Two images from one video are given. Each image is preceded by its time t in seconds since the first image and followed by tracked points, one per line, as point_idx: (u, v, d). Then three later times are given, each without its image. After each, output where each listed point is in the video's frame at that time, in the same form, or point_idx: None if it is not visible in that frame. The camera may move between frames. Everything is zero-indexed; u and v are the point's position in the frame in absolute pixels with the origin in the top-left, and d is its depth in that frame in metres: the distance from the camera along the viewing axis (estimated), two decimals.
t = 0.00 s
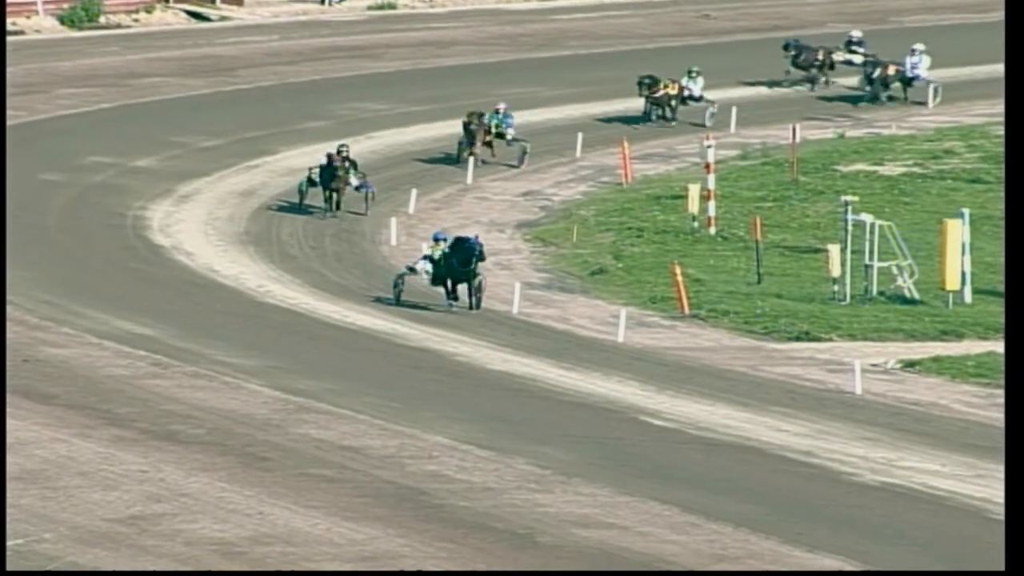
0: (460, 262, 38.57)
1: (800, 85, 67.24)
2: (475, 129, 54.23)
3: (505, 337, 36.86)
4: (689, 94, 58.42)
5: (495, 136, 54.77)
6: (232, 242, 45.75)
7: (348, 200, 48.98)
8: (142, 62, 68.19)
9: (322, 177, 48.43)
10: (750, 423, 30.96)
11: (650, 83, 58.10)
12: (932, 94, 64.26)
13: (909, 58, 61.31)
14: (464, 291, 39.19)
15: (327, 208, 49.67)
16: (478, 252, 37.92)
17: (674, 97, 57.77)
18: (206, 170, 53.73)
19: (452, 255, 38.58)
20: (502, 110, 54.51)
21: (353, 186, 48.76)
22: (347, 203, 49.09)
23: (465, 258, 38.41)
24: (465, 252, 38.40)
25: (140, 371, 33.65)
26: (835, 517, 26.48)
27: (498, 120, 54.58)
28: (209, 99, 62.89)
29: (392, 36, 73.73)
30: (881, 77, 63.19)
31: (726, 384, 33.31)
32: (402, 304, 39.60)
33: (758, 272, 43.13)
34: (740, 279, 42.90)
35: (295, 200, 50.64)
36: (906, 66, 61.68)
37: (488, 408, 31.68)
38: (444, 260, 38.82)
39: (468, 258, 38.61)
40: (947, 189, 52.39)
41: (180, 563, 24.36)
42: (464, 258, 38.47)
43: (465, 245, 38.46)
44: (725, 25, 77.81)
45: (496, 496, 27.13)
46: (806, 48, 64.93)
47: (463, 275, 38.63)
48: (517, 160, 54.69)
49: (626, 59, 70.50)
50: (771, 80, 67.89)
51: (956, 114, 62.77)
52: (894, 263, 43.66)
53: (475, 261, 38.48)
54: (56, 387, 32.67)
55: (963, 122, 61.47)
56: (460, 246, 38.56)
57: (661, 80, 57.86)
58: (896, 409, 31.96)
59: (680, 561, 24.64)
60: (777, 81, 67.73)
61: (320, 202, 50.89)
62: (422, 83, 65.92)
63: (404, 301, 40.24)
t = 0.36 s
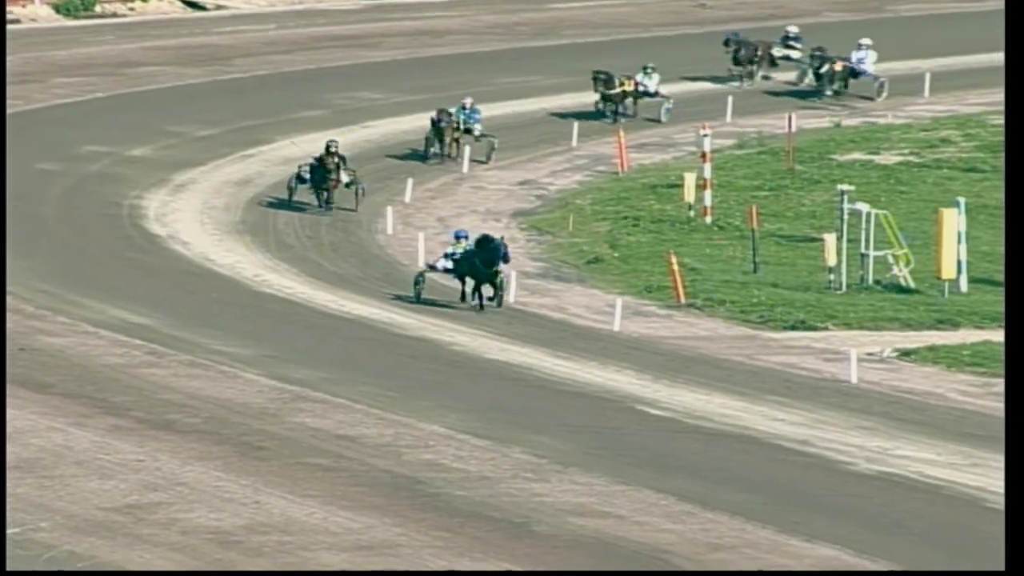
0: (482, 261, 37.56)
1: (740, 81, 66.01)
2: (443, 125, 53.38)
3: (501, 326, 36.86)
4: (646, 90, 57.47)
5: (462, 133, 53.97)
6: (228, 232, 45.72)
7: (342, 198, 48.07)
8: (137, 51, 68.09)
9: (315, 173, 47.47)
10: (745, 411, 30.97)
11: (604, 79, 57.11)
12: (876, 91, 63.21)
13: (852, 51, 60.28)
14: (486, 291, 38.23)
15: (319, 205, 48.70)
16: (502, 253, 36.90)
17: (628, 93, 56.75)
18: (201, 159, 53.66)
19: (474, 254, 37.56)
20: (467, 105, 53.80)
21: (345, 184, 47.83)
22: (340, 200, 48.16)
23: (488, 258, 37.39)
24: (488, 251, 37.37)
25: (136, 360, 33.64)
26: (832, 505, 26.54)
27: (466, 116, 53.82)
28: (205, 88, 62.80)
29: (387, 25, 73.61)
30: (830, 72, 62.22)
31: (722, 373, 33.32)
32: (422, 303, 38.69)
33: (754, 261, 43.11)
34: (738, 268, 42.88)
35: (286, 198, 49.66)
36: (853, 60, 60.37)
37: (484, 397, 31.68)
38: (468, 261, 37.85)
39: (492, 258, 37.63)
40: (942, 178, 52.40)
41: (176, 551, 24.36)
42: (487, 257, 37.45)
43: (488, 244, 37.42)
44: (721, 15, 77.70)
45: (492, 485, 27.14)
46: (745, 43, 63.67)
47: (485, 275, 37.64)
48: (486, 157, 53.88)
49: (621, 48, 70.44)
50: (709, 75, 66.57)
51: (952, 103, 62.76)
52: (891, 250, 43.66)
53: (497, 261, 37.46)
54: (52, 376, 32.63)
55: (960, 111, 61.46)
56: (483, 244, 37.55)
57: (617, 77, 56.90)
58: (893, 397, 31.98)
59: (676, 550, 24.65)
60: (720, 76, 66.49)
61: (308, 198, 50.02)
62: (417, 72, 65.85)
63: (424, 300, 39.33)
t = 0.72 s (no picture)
0: (505, 256, 36.79)
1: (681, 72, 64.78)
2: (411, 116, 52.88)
3: (495, 314, 36.90)
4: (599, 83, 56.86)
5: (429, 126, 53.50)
6: (221, 220, 45.72)
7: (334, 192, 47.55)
8: (131, 39, 68.01)
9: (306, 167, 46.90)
10: (738, 400, 31.02)
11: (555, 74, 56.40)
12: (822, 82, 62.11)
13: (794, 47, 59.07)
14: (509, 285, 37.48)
15: (309, 199, 48.12)
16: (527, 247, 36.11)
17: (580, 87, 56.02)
18: (195, 147, 53.67)
19: (498, 249, 36.77)
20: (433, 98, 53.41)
21: (335, 177, 47.35)
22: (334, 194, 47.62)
23: (512, 252, 36.59)
24: (512, 245, 36.57)
25: (130, 348, 33.65)
26: (825, 492, 26.63)
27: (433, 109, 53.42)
28: (199, 76, 62.75)
29: (381, 13, 73.59)
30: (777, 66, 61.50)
31: (716, 361, 33.40)
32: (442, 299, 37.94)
33: (747, 249, 43.16)
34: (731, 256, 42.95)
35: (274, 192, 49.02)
36: (796, 54, 58.92)
37: (477, 385, 31.73)
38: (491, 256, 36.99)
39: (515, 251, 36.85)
40: (936, 167, 52.45)
41: (169, 539, 24.40)
42: (510, 251, 36.65)
43: (512, 238, 36.63)
44: (715, 2, 77.63)
45: (485, 472, 27.20)
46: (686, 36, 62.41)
47: (508, 269, 36.90)
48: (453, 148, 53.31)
49: (615, 36, 70.40)
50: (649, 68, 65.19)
51: (945, 91, 62.81)
52: (884, 238, 43.72)
53: (522, 255, 36.67)
54: (46, 364, 32.66)
55: (953, 99, 61.49)
56: (507, 238, 36.74)
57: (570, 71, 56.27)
58: (887, 385, 32.05)
59: (670, 538, 24.69)
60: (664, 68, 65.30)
61: (297, 190, 49.46)
62: (411, 60, 65.82)
63: (443, 297, 38.61)
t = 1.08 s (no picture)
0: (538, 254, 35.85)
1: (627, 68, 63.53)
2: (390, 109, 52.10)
3: (494, 302, 36.91)
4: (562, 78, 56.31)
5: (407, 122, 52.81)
6: (219, 208, 45.70)
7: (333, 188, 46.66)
8: (130, 27, 67.98)
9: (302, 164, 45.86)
10: (736, 388, 31.02)
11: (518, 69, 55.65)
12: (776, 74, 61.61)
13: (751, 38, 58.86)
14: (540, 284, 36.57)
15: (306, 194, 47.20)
16: (560, 245, 35.14)
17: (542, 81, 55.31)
18: (193, 135, 53.63)
19: (530, 246, 35.84)
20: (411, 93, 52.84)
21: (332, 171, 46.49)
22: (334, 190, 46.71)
23: (543, 250, 35.64)
24: (544, 243, 35.60)
25: (128, 337, 33.64)
26: (824, 479, 26.64)
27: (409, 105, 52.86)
28: (197, 64, 62.70)
29: (379, 1, 73.56)
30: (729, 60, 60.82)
31: (716, 349, 33.41)
32: (472, 297, 37.07)
33: (746, 237, 43.16)
34: (730, 243, 42.97)
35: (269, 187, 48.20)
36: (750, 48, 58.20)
37: (476, 373, 31.72)
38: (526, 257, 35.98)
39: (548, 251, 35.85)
40: (935, 155, 52.43)
41: (168, 527, 24.40)
42: (543, 249, 35.71)
43: (545, 236, 35.67)
44: None
45: (484, 460, 27.21)
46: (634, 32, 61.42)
47: (540, 268, 35.97)
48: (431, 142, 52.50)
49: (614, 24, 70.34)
50: (596, 64, 63.90)
51: (944, 78, 62.78)
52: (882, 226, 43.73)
53: (554, 253, 35.72)
54: (45, 352, 32.66)
55: (953, 87, 61.47)
56: (539, 235, 35.78)
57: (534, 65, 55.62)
58: (886, 373, 32.06)
59: (667, 526, 24.70)
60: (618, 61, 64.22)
61: (291, 186, 48.58)
62: (410, 48, 65.75)
63: (472, 293, 37.68)
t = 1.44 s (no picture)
0: (573, 251, 35.27)
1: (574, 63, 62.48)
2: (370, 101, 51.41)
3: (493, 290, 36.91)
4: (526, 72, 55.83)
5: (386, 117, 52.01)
6: (218, 196, 45.69)
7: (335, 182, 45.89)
8: (129, 15, 67.95)
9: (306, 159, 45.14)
10: (735, 376, 31.03)
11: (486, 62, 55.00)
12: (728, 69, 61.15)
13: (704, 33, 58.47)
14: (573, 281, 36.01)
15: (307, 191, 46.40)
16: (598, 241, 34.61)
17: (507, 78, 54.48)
18: (192, 124, 53.61)
19: (565, 243, 35.25)
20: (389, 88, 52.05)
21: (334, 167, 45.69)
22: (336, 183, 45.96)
23: (580, 247, 35.07)
24: (581, 240, 35.03)
25: (127, 326, 33.63)
26: (822, 467, 26.67)
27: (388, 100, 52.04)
28: (196, 52, 62.67)
29: None
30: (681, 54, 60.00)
31: (716, 338, 33.43)
32: (503, 296, 36.43)
33: (745, 225, 43.15)
34: (729, 233, 42.98)
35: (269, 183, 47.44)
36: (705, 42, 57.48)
37: (475, 362, 31.71)
38: (557, 250, 35.38)
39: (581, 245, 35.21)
40: (934, 143, 52.42)
41: (167, 516, 24.41)
42: (579, 245, 35.14)
43: (580, 232, 35.09)
44: None
45: (483, 449, 27.20)
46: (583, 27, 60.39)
47: (576, 265, 35.41)
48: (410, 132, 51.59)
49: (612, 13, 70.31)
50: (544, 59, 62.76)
51: (943, 67, 62.75)
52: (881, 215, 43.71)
53: (590, 250, 35.17)
54: (44, 341, 32.65)
55: (952, 76, 61.46)
56: (575, 232, 35.21)
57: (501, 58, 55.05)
58: (886, 362, 32.07)
59: (666, 515, 24.71)
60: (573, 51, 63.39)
61: (292, 181, 47.80)
62: (409, 36, 65.71)
63: (505, 292, 36.92)
